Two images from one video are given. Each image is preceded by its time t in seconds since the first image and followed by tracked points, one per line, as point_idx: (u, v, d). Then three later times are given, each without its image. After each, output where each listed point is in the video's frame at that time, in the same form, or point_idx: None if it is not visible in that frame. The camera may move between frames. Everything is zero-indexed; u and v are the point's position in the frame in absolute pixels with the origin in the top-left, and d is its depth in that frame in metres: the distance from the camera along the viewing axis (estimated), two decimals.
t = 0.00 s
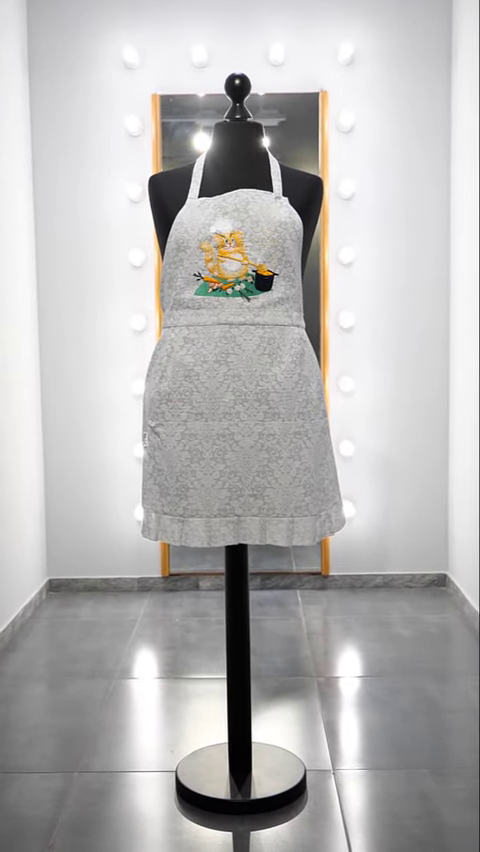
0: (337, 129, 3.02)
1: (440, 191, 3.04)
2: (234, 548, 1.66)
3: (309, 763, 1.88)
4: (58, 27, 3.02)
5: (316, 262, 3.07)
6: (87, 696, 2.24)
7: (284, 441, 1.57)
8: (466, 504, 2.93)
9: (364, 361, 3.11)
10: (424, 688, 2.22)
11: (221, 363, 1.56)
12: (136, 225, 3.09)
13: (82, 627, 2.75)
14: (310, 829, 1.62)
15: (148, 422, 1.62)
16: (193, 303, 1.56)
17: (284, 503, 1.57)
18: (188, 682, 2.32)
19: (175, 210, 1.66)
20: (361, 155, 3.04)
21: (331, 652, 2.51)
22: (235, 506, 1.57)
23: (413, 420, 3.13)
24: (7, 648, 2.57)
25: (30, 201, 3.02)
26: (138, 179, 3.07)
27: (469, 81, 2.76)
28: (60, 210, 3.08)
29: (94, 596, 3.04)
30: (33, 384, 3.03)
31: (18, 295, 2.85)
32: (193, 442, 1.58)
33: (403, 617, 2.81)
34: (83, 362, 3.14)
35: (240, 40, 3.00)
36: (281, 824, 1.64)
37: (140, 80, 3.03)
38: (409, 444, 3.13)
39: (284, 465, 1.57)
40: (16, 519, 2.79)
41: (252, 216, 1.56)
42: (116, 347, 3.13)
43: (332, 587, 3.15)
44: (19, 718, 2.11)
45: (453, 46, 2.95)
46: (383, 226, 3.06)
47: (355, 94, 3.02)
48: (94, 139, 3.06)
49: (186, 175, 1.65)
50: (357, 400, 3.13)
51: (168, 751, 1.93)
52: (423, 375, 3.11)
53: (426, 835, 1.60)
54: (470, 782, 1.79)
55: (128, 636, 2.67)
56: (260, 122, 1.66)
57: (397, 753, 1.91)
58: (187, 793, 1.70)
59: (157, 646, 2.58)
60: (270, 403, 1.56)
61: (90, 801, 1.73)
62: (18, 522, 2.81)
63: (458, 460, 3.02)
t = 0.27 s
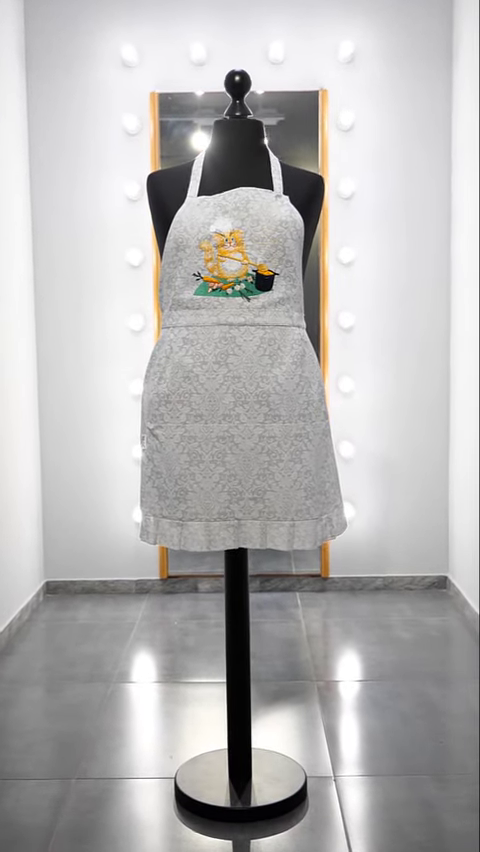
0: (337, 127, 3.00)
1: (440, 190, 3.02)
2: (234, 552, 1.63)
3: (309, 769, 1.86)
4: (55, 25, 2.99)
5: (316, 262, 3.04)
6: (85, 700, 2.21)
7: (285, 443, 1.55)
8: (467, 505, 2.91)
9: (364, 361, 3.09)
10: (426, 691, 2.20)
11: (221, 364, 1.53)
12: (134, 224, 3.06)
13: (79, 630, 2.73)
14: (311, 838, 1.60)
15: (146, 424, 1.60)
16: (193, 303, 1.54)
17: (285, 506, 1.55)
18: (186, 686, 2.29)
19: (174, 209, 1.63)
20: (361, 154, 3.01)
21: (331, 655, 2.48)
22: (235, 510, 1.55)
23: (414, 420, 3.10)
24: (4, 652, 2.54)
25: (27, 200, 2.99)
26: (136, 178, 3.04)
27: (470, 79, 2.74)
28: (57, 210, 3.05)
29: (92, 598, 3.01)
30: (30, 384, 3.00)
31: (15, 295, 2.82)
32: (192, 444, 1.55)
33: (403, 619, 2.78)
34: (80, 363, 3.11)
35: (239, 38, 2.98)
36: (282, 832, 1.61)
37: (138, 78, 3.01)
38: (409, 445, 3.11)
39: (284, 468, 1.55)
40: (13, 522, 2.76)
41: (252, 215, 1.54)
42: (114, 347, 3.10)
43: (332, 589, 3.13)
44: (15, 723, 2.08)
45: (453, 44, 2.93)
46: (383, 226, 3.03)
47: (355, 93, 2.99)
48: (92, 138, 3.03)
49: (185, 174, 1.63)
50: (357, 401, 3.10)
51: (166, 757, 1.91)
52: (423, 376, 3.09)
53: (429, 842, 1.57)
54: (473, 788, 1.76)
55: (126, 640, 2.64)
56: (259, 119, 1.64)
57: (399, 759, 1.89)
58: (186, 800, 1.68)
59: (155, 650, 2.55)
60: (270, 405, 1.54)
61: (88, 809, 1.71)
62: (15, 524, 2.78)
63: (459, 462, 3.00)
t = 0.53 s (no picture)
0: (337, 126, 2.97)
1: (441, 189, 3.00)
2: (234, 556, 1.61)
3: (310, 774, 1.83)
4: (53, 23, 2.96)
5: (316, 262, 3.02)
6: (83, 705, 2.19)
7: (285, 446, 1.53)
8: (468, 507, 2.89)
9: (364, 362, 3.07)
10: (427, 695, 2.18)
11: (221, 366, 1.51)
12: (132, 224, 3.04)
13: (77, 633, 2.70)
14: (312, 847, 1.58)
15: (145, 427, 1.58)
16: (192, 303, 1.52)
17: (285, 510, 1.53)
18: (185, 690, 2.27)
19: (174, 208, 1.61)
20: (361, 153, 2.99)
21: (331, 659, 2.46)
22: (235, 513, 1.53)
23: (414, 422, 3.08)
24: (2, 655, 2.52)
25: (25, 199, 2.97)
26: (134, 177, 3.02)
27: (471, 78, 2.72)
28: (55, 209, 3.03)
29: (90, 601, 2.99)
30: (28, 385, 2.98)
31: (13, 295, 2.80)
32: (191, 447, 1.53)
33: (404, 621, 2.76)
34: (79, 363, 3.08)
35: (239, 36, 2.95)
36: (283, 841, 1.59)
37: (137, 77, 2.98)
38: (409, 446, 3.09)
39: (285, 471, 1.53)
40: (10, 523, 2.74)
41: (253, 214, 1.52)
42: (112, 347, 3.08)
43: (332, 591, 3.10)
44: (13, 728, 2.06)
45: (454, 42, 2.91)
46: (383, 225, 3.01)
47: (355, 91, 2.97)
48: (90, 137, 3.01)
49: (184, 172, 1.61)
50: (357, 402, 3.08)
51: (165, 763, 1.88)
52: (424, 377, 3.07)
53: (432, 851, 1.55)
54: (476, 795, 1.74)
55: (125, 643, 2.62)
56: (260, 116, 1.61)
57: (400, 764, 1.86)
58: (186, 808, 1.65)
59: (154, 653, 2.53)
60: (271, 407, 1.51)
61: (87, 816, 1.68)
62: (12, 526, 2.76)
63: (460, 463, 2.98)
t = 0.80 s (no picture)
0: (338, 125, 2.95)
1: (442, 189, 2.97)
2: (234, 561, 1.58)
3: (311, 783, 1.81)
4: (51, 21, 2.94)
5: (316, 261, 3.00)
6: (81, 710, 2.16)
7: (287, 450, 1.50)
8: (469, 510, 2.87)
9: (365, 363, 3.04)
10: (429, 701, 2.16)
11: (221, 368, 1.48)
12: (131, 224, 3.01)
13: (75, 637, 2.68)
14: None
15: (144, 430, 1.55)
16: (192, 304, 1.49)
17: (287, 515, 1.50)
18: (185, 696, 2.24)
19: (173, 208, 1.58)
20: (362, 152, 2.96)
21: (332, 663, 2.44)
22: (235, 518, 1.50)
23: (414, 423, 3.06)
24: None
25: (23, 198, 2.94)
26: (133, 177, 2.99)
27: (473, 77, 2.70)
28: (53, 208, 3.00)
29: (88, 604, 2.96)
30: (26, 386, 2.95)
31: (11, 296, 2.77)
32: (191, 451, 1.50)
33: (405, 625, 2.74)
34: (77, 364, 3.06)
35: (239, 34, 2.93)
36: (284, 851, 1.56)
37: (136, 75, 2.96)
38: (410, 448, 3.06)
39: (286, 475, 1.50)
40: (8, 526, 2.71)
41: (253, 214, 1.49)
42: (111, 348, 3.05)
43: (332, 594, 3.08)
44: (10, 734, 2.03)
45: (456, 40, 2.88)
46: (384, 226, 2.99)
47: (356, 90, 2.94)
48: (89, 136, 2.98)
49: (184, 171, 1.58)
50: (357, 403, 3.05)
51: (164, 771, 1.86)
52: (425, 378, 3.04)
53: None
54: None
55: (123, 647, 2.59)
56: (261, 115, 1.59)
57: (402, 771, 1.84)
58: (185, 817, 1.63)
59: (153, 658, 2.50)
60: (272, 410, 1.49)
61: (84, 825, 1.66)
62: (10, 529, 2.73)
63: (461, 465, 2.95)
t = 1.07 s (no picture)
0: (339, 125, 2.92)
1: (445, 189, 2.94)
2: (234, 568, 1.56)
3: (312, 791, 1.78)
4: (50, 20, 2.91)
5: (317, 262, 2.97)
6: (79, 718, 2.13)
7: (288, 454, 1.48)
8: (471, 513, 2.84)
9: (366, 365, 3.01)
10: (432, 708, 2.13)
11: (221, 371, 1.46)
12: (131, 224, 2.98)
13: (74, 642, 2.65)
14: None
15: (143, 434, 1.53)
16: (192, 307, 1.47)
17: (288, 520, 1.48)
18: (184, 702, 2.22)
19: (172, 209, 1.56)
20: (364, 152, 2.93)
21: (333, 669, 2.41)
22: (236, 523, 1.48)
23: (417, 426, 3.03)
24: None
25: (21, 198, 2.91)
26: (133, 177, 2.97)
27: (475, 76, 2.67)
28: (52, 209, 2.97)
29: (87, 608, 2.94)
30: (24, 388, 2.93)
31: (8, 297, 2.75)
32: (191, 455, 1.48)
33: (407, 630, 2.71)
34: (76, 366, 3.03)
35: (240, 33, 2.90)
36: None
37: (135, 74, 2.93)
38: (412, 451, 3.04)
39: (288, 480, 1.48)
40: (6, 530, 2.68)
41: (254, 214, 1.47)
42: (110, 349, 3.03)
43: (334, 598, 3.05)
44: (7, 742, 2.00)
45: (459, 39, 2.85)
46: (386, 226, 2.96)
47: (357, 90, 2.91)
48: (88, 136, 2.95)
49: (183, 170, 1.55)
50: (358, 406, 3.03)
51: (163, 780, 1.83)
52: (428, 380, 3.02)
53: None
54: None
55: (122, 652, 2.57)
56: (262, 113, 1.57)
57: (405, 779, 1.81)
58: (184, 827, 1.60)
59: (152, 663, 2.48)
60: (273, 414, 1.46)
61: (82, 835, 1.63)
62: (7, 532, 2.70)
63: (464, 468, 2.93)
